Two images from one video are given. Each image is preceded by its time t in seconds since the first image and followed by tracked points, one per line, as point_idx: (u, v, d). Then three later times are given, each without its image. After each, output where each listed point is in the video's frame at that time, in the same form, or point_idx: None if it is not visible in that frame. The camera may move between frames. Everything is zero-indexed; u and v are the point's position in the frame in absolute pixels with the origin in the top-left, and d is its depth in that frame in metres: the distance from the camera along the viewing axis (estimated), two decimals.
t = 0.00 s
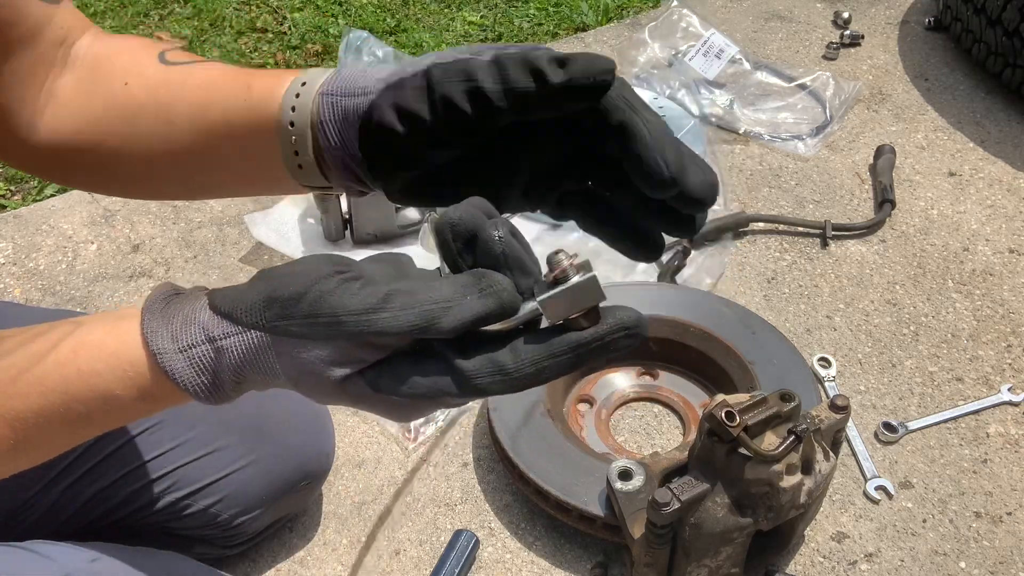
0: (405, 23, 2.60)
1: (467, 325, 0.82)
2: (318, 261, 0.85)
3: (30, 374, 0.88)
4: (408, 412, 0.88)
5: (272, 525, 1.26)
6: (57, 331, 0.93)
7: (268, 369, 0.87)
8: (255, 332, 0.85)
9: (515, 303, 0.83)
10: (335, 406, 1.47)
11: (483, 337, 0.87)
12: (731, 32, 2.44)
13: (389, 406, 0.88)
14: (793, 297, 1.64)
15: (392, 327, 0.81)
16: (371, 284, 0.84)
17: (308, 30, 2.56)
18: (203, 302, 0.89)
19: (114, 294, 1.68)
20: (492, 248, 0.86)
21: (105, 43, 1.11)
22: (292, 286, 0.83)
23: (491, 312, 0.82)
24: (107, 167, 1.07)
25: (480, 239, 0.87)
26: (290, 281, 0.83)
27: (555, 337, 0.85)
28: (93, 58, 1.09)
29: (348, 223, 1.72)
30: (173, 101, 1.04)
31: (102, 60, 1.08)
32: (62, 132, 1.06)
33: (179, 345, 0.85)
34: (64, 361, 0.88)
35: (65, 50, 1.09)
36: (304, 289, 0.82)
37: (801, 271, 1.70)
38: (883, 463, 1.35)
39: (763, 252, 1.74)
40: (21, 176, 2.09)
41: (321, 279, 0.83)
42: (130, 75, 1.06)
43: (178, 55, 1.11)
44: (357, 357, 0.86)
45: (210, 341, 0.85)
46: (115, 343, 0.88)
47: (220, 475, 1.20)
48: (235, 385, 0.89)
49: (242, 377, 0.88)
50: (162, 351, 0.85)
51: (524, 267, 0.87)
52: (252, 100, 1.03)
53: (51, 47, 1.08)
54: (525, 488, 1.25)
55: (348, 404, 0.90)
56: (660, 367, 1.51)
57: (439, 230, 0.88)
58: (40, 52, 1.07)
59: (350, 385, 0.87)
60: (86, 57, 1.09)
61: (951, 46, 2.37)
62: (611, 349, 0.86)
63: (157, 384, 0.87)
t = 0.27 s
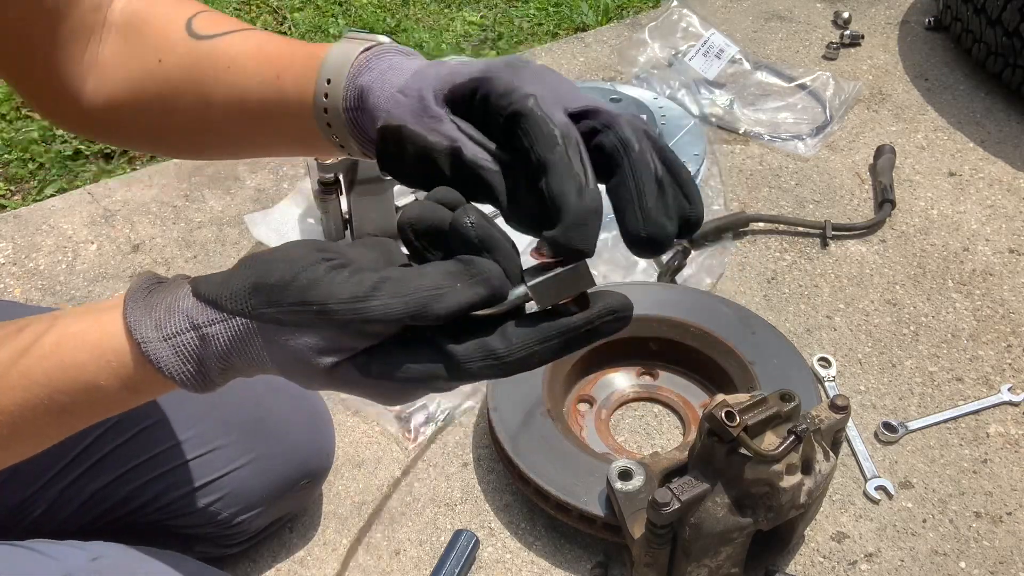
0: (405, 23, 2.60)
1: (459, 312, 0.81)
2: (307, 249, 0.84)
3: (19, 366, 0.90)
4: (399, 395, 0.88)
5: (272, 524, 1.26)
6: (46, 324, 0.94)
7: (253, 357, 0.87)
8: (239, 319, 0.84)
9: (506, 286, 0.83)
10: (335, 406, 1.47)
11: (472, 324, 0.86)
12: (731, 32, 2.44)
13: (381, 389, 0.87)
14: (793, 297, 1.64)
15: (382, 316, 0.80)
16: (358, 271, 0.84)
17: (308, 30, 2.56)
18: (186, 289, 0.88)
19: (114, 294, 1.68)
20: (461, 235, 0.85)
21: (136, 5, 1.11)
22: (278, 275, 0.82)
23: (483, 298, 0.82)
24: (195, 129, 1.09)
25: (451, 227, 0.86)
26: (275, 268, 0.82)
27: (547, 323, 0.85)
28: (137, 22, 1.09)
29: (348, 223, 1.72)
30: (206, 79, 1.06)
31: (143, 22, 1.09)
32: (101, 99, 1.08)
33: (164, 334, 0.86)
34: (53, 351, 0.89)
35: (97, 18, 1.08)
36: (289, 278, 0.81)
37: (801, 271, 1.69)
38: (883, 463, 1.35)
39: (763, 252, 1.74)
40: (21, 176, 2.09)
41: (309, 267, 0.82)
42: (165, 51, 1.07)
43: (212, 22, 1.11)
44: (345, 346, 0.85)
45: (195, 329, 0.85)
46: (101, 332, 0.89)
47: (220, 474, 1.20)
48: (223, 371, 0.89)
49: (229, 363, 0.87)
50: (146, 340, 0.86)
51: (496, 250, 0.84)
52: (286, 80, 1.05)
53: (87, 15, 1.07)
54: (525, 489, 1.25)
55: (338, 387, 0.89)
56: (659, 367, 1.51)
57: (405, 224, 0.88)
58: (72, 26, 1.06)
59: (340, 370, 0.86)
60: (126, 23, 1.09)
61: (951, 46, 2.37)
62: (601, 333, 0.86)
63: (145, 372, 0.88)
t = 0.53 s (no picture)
0: (405, 22, 2.60)
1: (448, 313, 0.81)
2: (293, 253, 0.84)
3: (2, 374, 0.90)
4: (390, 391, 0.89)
5: (272, 524, 1.26)
6: (30, 328, 0.94)
7: (236, 362, 0.87)
8: (221, 327, 0.84)
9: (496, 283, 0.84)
10: (335, 406, 1.48)
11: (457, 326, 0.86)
12: (731, 32, 2.44)
13: (373, 390, 0.89)
14: (793, 297, 1.64)
15: (370, 322, 0.80)
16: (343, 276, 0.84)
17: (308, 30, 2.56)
18: (169, 293, 0.88)
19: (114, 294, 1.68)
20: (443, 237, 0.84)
21: None
22: (263, 282, 0.81)
23: (473, 298, 0.82)
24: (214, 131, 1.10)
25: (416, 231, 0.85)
26: (259, 276, 0.82)
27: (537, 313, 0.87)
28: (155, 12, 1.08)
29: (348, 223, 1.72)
30: (224, 78, 1.06)
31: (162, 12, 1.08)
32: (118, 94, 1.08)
33: (146, 340, 0.86)
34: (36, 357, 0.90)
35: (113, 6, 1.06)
36: (273, 285, 0.81)
37: (801, 271, 1.70)
38: (883, 463, 1.35)
39: (763, 252, 1.74)
40: (22, 176, 2.09)
41: (293, 274, 0.82)
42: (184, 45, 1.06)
43: (232, 15, 1.11)
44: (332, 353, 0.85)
45: (178, 335, 0.85)
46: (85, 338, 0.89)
47: (220, 475, 1.20)
48: (207, 375, 0.89)
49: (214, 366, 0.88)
50: (128, 347, 0.86)
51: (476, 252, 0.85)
52: (308, 84, 1.06)
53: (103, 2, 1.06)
54: (525, 489, 1.25)
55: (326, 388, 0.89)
56: (659, 367, 1.51)
57: (376, 228, 0.87)
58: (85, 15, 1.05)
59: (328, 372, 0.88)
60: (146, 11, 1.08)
61: (951, 46, 2.37)
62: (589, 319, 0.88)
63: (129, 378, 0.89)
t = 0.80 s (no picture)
0: (405, 23, 2.60)
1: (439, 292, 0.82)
2: (280, 237, 0.83)
3: None
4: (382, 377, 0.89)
5: (272, 524, 1.26)
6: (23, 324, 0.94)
7: (231, 346, 0.86)
8: (213, 310, 0.84)
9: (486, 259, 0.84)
10: (336, 406, 1.48)
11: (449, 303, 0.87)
12: (731, 32, 2.44)
13: (366, 375, 0.88)
14: (793, 297, 1.64)
15: (359, 301, 0.80)
16: (334, 256, 0.84)
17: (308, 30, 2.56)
18: (158, 282, 0.88)
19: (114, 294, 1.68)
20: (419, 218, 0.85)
21: None
22: (253, 261, 0.81)
23: (463, 276, 0.82)
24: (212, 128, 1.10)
25: (399, 213, 0.87)
26: (248, 257, 0.82)
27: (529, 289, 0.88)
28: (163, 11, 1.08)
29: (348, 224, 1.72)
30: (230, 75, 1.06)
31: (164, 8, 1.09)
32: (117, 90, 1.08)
33: (138, 328, 0.85)
34: (28, 352, 0.90)
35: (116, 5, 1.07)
36: (263, 265, 0.81)
37: (801, 271, 1.70)
38: (883, 464, 1.35)
39: (763, 252, 1.74)
40: (22, 176, 2.09)
41: (281, 254, 0.81)
42: (196, 40, 1.06)
43: (246, 13, 1.12)
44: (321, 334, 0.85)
45: (169, 321, 0.85)
46: (76, 330, 0.89)
47: (220, 475, 1.20)
48: (201, 363, 0.88)
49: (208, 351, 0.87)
50: (121, 335, 0.85)
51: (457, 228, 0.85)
52: (323, 79, 1.06)
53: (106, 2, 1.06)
54: (525, 489, 1.25)
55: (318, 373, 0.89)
56: (659, 367, 1.51)
57: (360, 218, 0.89)
58: (91, 13, 1.06)
59: (319, 358, 0.87)
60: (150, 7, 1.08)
61: (951, 46, 2.37)
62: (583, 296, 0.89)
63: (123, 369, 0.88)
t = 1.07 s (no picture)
0: (405, 22, 2.60)
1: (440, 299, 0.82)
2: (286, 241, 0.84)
3: None
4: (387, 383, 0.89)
5: (272, 524, 1.26)
6: (22, 327, 0.94)
7: (235, 352, 0.86)
8: (218, 315, 0.84)
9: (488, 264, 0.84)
10: (335, 406, 1.48)
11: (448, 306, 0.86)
12: (731, 32, 2.44)
13: (369, 379, 0.88)
14: (793, 297, 1.64)
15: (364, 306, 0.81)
16: (338, 260, 0.84)
17: (308, 30, 2.56)
18: (163, 287, 0.88)
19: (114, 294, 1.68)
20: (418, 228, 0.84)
21: None
22: (256, 265, 0.82)
23: (465, 283, 0.83)
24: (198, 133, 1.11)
25: (402, 220, 0.86)
26: (253, 262, 0.82)
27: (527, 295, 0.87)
28: (155, 16, 1.10)
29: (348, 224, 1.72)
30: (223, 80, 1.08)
31: (162, 11, 1.10)
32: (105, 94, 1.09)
33: (143, 332, 0.85)
34: (29, 356, 0.90)
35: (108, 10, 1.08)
36: (267, 270, 0.81)
37: (801, 271, 1.69)
38: (883, 463, 1.35)
39: (763, 252, 1.74)
40: (22, 176, 2.09)
41: (285, 259, 0.82)
42: (188, 46, 1.09)
43: (242, 22, 1.14)
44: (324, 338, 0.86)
45: (174, 326, 0.85)
46: (77, 335, 0.89)
47: (221, 475, 1.20)
48: (204, 368, 0.88)
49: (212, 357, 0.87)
50: (124, 339, 0.85)
51: (460, 234, 0.84)
52: (316, 86, 1.09)
53: (98, 6, 1.07)
54: (525, 489, 1.25)
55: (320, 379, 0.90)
56: (659, 366, 1.51)
57: (363, 225, 0.88)
58: (83, 17, 1.06)
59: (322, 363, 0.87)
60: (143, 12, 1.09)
61: (952, 46, 2.37)
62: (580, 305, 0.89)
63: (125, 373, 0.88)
